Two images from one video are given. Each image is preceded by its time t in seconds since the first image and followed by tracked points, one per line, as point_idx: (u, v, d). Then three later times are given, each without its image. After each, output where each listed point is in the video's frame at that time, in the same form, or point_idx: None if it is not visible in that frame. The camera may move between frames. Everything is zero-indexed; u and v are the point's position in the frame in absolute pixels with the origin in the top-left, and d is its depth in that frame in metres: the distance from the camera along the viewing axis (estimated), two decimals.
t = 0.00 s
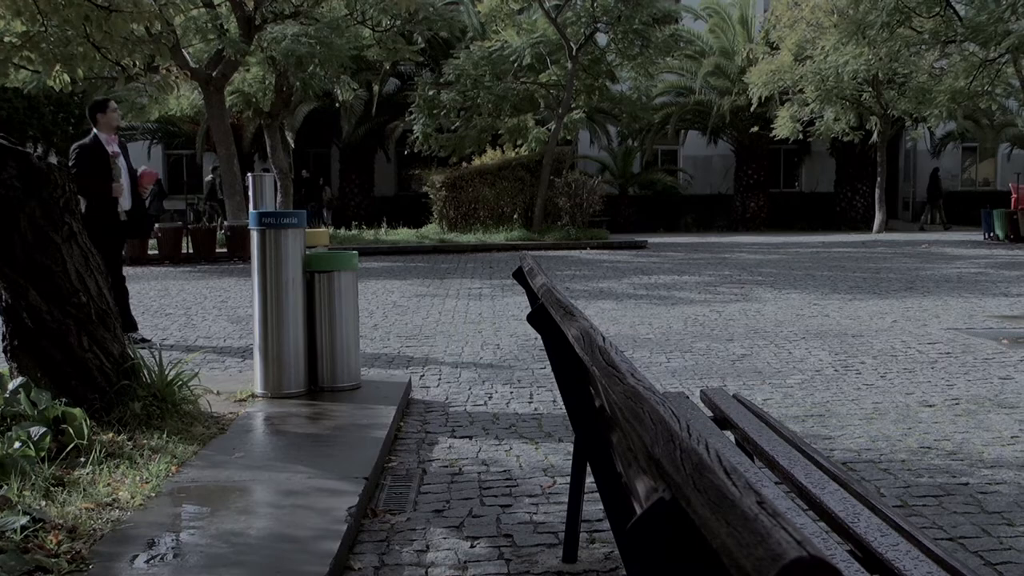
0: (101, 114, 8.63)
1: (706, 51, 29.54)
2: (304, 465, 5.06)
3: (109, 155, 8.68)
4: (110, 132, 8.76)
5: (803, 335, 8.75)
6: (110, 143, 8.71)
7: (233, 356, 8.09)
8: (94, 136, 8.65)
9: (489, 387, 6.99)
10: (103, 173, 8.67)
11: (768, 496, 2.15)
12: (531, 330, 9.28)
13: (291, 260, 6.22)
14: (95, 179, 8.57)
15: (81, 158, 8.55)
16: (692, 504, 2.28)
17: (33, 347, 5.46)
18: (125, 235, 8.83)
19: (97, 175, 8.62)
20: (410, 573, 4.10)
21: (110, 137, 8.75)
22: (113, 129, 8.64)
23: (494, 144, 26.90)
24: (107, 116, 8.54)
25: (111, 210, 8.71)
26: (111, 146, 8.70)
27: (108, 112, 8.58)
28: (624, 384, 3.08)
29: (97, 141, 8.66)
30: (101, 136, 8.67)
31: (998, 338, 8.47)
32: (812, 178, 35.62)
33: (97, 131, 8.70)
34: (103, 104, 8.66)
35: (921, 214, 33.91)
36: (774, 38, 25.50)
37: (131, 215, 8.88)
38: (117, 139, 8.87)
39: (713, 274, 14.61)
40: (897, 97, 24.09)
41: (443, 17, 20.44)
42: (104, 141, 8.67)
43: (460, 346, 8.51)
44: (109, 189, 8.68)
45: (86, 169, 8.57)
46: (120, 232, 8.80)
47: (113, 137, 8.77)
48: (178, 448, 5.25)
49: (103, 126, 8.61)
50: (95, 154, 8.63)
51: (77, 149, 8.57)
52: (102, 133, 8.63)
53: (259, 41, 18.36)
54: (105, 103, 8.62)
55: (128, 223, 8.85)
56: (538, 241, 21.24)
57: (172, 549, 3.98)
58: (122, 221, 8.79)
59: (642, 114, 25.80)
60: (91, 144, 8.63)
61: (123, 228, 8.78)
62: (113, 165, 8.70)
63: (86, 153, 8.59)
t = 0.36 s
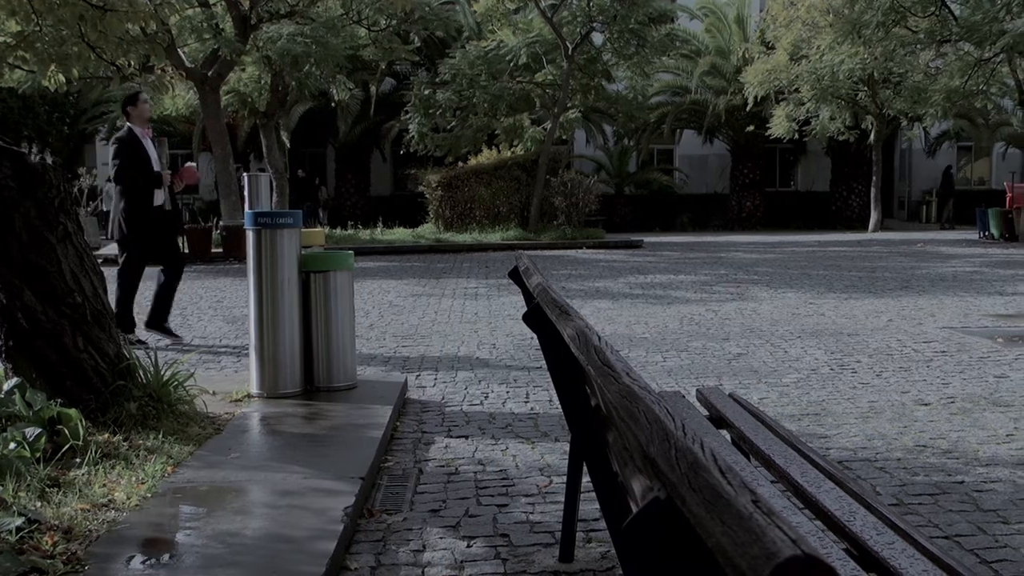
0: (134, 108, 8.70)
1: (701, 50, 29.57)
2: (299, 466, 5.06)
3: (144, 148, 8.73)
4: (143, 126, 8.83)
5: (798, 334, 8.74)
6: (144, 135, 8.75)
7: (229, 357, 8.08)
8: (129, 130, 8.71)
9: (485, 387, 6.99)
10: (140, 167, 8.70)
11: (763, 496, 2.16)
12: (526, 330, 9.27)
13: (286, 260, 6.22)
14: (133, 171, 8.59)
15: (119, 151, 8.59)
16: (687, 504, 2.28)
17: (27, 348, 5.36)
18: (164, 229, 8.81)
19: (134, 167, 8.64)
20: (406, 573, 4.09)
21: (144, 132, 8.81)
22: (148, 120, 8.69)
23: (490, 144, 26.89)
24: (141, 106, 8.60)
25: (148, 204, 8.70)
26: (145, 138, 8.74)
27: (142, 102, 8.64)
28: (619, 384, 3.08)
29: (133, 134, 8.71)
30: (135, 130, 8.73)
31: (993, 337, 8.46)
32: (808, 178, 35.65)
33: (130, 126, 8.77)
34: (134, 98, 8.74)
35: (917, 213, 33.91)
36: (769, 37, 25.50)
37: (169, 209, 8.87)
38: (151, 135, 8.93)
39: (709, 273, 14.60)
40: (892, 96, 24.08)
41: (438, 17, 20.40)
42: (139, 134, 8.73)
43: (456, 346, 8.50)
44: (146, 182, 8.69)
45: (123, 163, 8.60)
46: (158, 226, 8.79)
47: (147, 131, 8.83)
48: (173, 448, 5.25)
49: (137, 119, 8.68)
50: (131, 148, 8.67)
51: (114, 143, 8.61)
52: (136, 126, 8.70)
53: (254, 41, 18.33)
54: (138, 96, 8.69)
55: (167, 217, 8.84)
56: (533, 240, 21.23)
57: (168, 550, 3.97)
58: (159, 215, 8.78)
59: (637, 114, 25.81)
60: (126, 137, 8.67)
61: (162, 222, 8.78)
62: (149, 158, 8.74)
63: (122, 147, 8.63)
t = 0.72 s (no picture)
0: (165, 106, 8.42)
1: (683, 51, 29.66)
2: (280, 467, 5.03)
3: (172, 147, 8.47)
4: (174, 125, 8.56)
5: (780, 334, 8.76)
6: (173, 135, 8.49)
7: (211, 358, 8.04)
8: (158, 130, 8.44)
9: (467, 387, 6.98)
10: (168, 167, 8.45)
11: (740, 496, 2.16)
12: (508, 331, 9.27)
13: (268, 260, 6.20)
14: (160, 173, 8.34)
15: (146, 151, 8.31)
16: (666, 504, 2.28)
17: (7, 350, 5.34)
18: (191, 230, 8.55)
19: (162, 167, 8.40)
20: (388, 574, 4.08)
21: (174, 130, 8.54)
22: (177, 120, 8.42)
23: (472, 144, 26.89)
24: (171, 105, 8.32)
25: (176, 205, 8.44)
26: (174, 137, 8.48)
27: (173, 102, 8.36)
28: (600, 384, 3.08)
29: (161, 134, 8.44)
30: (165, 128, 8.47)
31: (973, 336, 8.51)
32: (790, 179, 35.78)
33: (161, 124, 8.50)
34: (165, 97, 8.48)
35: (898, 214, 34.05)
36: (751, 38, 25.58)
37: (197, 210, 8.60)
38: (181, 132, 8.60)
39: (690, 274, 14.64)
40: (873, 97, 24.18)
41: (420, 17, 20.34)
42: (168, 133, 8.45)
43: (438, 347, 8.49)
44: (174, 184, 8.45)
45: (150, 163, 8.35)
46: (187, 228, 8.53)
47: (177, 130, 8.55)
48: (154, 451, 5.21)
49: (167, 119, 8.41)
50: (159, 147, 8.41)
51: (140, 141, 8.33)
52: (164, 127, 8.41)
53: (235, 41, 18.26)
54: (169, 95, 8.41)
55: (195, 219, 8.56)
56: (515, 240, 21.25)
57: (148, 553, 3.94)
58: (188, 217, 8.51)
59: (620, 114, 25.86)
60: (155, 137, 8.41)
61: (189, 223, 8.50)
62: (177, 158, 8.47)
63: (150, 146, 8.36)
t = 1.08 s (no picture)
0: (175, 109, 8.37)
1: (655, 52, 29.78)
2: (252, 469, 5.01)
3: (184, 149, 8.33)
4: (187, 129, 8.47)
5: (751, 334, 8.79)
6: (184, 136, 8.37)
7: (182, 360, 7.98)
8: (169, 133, 8.33)
9: (439, 388, 6.96)
10: (179, 168, 8.26)
11: (709, 494, 2.17)
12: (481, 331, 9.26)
13: (239, 261, 6.16)
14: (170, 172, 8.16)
15: (154, 152, 8.16)
16: (634, 503, 2.28)
17: None
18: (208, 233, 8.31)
19: (174, 168, 8.22)
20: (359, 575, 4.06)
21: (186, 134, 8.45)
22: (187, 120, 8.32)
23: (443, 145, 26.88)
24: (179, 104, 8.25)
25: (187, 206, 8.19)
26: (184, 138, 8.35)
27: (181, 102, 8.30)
28: (569, 384, 3.08)
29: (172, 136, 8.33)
30: (176, 132, 8.37)
31: (942, 335, 8.58)
32: (761, 179, 35.96)
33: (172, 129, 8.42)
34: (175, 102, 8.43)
35: (869, 215, 34.28)
36: (722, 39, 25.71)
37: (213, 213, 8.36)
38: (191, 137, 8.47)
39: (662, 274, 14.68)
40: (842, 97, 24.32)
41: (392, 17, 20.27)
42: (179, 136, 8.35)
43: (411, 348, 8.47)
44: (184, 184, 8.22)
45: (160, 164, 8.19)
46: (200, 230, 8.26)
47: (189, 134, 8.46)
48: (124, 453, 5.17)
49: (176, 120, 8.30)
50: (170, 149, 8.29)
51: (150, 143, 8.21)
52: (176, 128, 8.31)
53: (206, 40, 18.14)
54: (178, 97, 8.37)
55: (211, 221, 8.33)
56: (487, 241, 21.28)
57: (118, 557, 3.91)
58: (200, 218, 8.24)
59: (591, 115, 25.91)
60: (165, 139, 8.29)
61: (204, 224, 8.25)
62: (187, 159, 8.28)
63: (161, 148, 8.25)
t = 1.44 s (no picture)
0: (183, 102, 8.53)
1: (621, 52, 29.88)
2: (219, 471, 4.97)
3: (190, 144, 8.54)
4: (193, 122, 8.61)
5: (718, 334, 8.82)
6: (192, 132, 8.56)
7: (148, 362, 7.91)
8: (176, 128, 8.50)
9: (407, 389, 6.94)
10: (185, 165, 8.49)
11: (674, 495, 2.18)
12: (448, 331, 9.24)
13: (207, 262, 6.12)
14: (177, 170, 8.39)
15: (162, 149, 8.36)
16: (597, 503, 2.28)
17: None
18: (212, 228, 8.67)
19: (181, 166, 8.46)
20: None
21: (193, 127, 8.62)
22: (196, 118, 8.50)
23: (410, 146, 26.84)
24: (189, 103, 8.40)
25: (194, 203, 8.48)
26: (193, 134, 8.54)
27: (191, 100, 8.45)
28: (535, 385, 3.08)
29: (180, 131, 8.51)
30: (184, 125, 8.55)
31: (907, 334, 8.65)
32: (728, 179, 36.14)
33: (179, 121, 8.60)
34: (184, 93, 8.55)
35: (835, 214, 34.55)
36: (689, 40, 25.83)
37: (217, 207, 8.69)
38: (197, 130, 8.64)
39: (630, 274, 14.72)
40: (809, 98, 24.46)
41: (359, 17, 20.20)
42: (186, 130, 8.53)
43: (379, 348, 8.43)
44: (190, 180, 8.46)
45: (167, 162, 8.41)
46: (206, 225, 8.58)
47: (196, 126, 8.65)
48: (90, 456, 5.11)
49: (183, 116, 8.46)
50: (177, 144, 8.50)
51: (159, 139, 8.40)
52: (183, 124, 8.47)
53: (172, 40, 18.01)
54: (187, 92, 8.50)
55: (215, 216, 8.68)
56: (454, 241, 21.26)
57: (83, 560, 3.87)
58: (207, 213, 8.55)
59: (559, 115, 25.95)
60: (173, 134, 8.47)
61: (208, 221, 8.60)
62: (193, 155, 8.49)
63: (169, 144, 8.45)
